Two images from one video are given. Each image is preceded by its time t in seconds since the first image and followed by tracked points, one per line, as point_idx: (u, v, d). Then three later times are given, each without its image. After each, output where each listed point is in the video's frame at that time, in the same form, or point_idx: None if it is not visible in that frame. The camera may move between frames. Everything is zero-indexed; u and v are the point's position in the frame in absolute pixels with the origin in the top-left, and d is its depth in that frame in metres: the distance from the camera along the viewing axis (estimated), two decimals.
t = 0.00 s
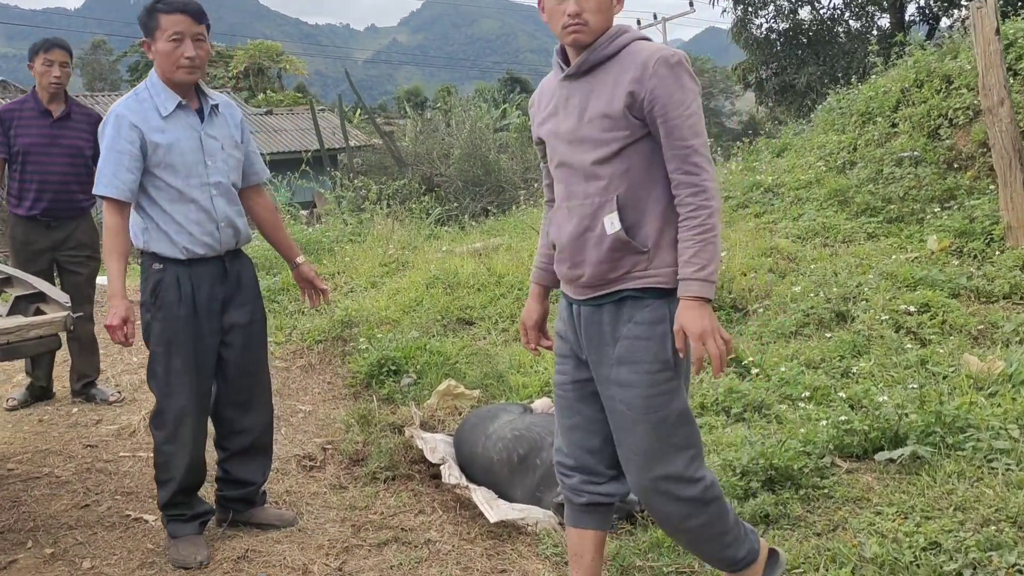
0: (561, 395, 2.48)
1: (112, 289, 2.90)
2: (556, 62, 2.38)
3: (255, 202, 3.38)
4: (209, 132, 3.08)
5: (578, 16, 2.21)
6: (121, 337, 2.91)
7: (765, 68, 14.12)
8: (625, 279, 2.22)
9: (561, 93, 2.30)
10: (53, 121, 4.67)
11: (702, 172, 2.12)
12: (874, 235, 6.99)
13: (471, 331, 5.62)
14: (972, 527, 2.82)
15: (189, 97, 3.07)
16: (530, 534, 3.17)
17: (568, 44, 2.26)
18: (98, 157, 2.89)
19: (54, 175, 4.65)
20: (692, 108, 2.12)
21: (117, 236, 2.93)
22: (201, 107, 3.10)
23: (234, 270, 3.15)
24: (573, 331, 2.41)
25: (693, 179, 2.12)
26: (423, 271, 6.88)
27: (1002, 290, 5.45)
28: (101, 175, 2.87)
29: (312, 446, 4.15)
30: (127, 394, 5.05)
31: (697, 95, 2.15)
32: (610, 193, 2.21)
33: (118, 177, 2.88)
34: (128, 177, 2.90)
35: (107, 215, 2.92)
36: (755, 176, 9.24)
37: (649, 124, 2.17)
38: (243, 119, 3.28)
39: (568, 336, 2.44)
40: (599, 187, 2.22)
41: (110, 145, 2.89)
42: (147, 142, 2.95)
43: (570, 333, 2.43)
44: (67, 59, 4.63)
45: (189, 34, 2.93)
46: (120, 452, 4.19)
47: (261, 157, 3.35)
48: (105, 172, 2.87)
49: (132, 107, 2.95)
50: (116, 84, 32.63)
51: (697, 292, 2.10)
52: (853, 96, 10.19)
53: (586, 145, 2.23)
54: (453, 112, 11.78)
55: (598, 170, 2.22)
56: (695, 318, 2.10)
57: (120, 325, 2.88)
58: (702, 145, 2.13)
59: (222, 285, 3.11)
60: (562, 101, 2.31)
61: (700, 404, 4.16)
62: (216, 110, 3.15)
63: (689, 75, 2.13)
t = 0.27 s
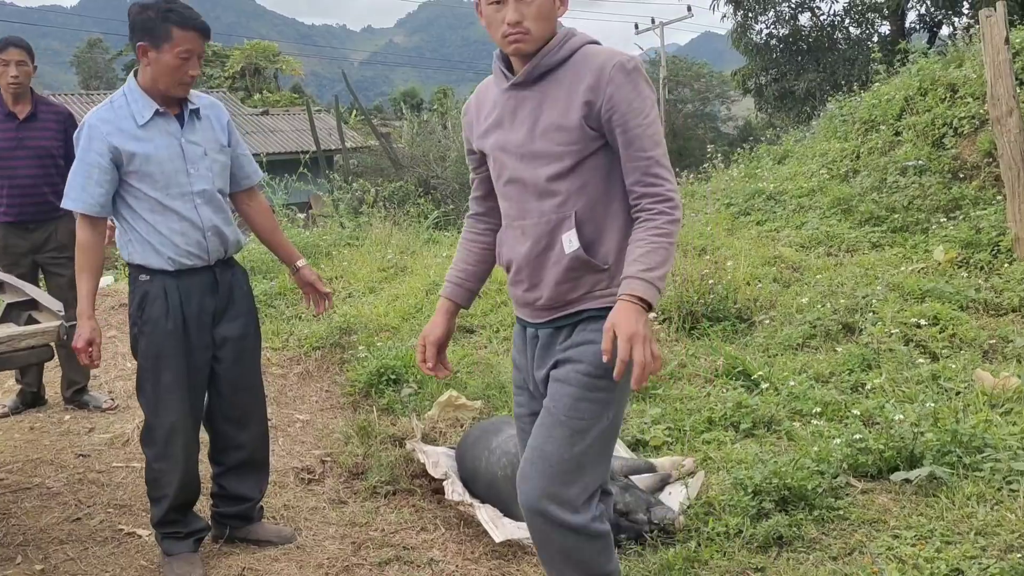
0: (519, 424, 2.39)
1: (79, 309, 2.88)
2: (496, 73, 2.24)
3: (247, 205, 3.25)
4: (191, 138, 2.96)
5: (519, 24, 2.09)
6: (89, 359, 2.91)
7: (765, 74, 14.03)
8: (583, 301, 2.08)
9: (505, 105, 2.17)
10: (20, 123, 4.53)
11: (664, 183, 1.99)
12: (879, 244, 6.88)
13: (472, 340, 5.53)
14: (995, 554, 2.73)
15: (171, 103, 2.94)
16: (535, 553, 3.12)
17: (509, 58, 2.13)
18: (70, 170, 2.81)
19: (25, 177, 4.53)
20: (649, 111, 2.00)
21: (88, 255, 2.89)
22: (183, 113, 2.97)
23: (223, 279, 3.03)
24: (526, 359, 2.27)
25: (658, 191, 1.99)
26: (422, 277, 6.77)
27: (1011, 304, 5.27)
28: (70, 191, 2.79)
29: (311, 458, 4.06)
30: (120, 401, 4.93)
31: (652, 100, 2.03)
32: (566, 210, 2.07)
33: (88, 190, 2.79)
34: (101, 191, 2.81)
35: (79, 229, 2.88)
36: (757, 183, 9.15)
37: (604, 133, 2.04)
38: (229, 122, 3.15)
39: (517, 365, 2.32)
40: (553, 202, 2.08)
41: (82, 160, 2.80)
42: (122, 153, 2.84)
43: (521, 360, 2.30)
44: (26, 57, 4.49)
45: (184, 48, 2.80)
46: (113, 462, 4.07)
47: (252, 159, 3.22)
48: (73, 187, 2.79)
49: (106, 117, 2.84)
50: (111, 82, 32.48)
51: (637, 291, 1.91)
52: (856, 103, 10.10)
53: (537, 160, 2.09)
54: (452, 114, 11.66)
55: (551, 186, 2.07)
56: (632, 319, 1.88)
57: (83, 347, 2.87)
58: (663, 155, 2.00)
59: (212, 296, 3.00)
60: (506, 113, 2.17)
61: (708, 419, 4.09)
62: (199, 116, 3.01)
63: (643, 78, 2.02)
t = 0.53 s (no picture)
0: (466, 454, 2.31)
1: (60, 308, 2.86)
2: (427, 76, 2.08)
3: (229, 205, 3.23)
4: (183, 135, 2.92)
5: (429, 45, 1.89)
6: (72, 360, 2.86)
7: (762, 75, 13.98)
8: (517, 328, 1.97)
9: (434, 114, 2.02)
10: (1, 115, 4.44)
11: (606, 211, 1.89)
12: (878, 246, 6.83)
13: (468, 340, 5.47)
14: (1003, 565, 2.70)
15: (164, 100, 2.89)
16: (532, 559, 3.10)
17: (430, 69, 1.97)
18: (58, 164, 2.72)
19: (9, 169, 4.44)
20: (589, 134, 1.87)
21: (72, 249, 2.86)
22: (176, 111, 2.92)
23: (210, 278, 2.97)
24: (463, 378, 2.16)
25: (598, 221, 1.89)
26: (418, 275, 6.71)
27: (1011, 307, 5.23)
28: (57, 185, 2.71)
29: (305, 459, 4.00)
30: (111, 400, 4.85)
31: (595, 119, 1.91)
32: (496, 232, 1.95)
33: (77, 185, 2.71)
34: (90, 186, 2.74)
35: (63, 225, 2.83)
36: (754, 184, 9.10)
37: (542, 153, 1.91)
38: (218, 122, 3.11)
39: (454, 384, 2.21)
40: (487, 225, 1.96)
41: (69, 153, 2.72)
42: (112, 148, 2.77)
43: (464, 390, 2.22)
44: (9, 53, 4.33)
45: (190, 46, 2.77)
46: (103, 462, 4.00)
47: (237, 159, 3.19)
48: (60, 181, 2.71)
49: (97, 110, 2.77)
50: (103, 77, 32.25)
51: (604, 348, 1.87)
52: (854, 104, 10.04)
53: (466, 178, 1.96)
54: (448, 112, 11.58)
55: (481, 207, 1.95)
56: (616, 377, 1.88)
57: (68, 347, 2.85)
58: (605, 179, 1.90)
59: (200, 296, 2.94)
60: (437, 122, 2.01)
61: (709, 422, 4.04)
62: (190, 114, 2.97)
63: (585, 96, 1.89)
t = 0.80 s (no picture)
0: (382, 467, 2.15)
1: (71, 301, 2.74)
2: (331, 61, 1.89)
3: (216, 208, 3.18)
4: (187, 135, 2.92)
5: (314, 39, 1.69)
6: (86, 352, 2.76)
7: (757, 74, 13.97)
8: (420, 341, 1.82)
9: (335, 103, 1.84)
10: (5, 112, 4.43)
11: (518, 220, 1.68)
12: (872, 246, 6.81)
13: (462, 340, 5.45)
14: (1000, 565, 2.69)
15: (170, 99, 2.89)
16: (527, 559, 3.13)
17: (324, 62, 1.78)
18: (62, 155, 2.67)
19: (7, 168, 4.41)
20: (496, 137, 1.65)
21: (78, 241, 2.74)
22: (181, 110, 2.93)
23: (205, 278, 2.95)
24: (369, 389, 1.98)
25: (505, 231, 1.67)
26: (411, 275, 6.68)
27: (1007, 305, 5.22)
28: (64, 175, 2.65)
29: (298, 460, 3.99)
30: (102, 400, 4.80)
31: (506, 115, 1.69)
32: (393, 237, 1.78)
33: (83, 177, 2.66)
34: (98, 179, 2.70)
35: (67, 216, 2.72)
36: (749, 183, 9.09)
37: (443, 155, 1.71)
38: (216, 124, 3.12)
39: (364, 395, 2.03)
40: (384, 229, 1.79)
41: (75, 145, 2.67)
42: (119, 143, 2.75)
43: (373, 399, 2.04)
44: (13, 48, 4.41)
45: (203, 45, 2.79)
46: (93, 462, 3.96)
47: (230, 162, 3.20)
48: (67, 172, 2.65)
49: (105, 105, 2.74)
50: (96, 76, 32.09)
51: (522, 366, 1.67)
52: (848, 103, 10.02)
53: (362, 178, 1.80)
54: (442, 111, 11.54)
55: (379, 209, 1.78)
56: (535, 397, 1.68)
57: (83, 338, 2.74)
58: (517, 182, 1.68)
59: (195, 296, 2.91)
60: (340, 112, 1.84)
61: (703, 421, 4.02)
62: (193, 114, 2.98)
63: (494, 89, 1.66)
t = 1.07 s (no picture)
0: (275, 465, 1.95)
1: (83, 289, 2.78)
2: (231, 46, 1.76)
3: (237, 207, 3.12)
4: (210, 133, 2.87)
5: (186, 20, 1.60)
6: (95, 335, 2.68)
7: (752, 74, 13.94)
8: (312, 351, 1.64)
9: (229, 93, 1.70)
10: (20, 108, 4.42)
11: (396, 218, 1.48)
12: (866, 246, 6.78)
13: (454, 338, 5.42)
14: (992, 568, 2.66)
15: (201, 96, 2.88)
16: (516, 560, 3.12)
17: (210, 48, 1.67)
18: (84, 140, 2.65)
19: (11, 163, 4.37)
20: (377, 127, 1.46)
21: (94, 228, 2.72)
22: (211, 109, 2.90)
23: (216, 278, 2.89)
24: (257, 397, 1.79)
25: (382, 230, 1.48)
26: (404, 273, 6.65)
27: (1000, 306, 5.18)
28: (84, 160, 2.63)
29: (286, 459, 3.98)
30: (90, 397, 4.76)
31: (397, 103, 1.51)
32: (285, 235, 1.61)
33: (102, 165, 2.64)
34: (118, 167, 2.67)
35: (83, 202, 2.69)
36: (743, 182, 9.06)
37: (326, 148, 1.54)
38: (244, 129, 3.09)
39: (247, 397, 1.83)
40: (272, 229, 1.62)
41: (98, 130, 2.65)
42: (143, 133, 2.72)
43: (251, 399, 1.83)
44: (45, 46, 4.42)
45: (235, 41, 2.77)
46: (80, 461, 3.91)
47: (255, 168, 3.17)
48: (88, 157, 2.63)
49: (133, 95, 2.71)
50: (90, 73, 31.97)
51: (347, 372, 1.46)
52: (844, 102, 9.99)
53: (252, 171, 1.62)
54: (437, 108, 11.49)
55: (266, 207, 1.62)
56: (322, 408, 1.44)
57: (93, 328, 2.82)
58: (404, 177, 1.50)
59: (204, 295, 2.85)
60: (233, 102, 1.69)
61: (695, 421, 3.99)
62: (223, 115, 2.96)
63: (381, 74, 1.49)
